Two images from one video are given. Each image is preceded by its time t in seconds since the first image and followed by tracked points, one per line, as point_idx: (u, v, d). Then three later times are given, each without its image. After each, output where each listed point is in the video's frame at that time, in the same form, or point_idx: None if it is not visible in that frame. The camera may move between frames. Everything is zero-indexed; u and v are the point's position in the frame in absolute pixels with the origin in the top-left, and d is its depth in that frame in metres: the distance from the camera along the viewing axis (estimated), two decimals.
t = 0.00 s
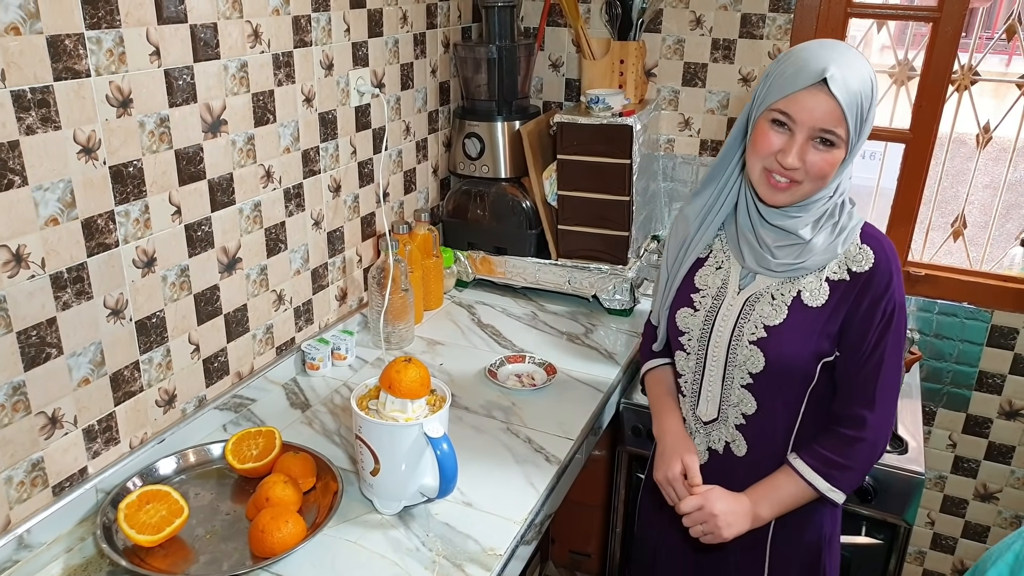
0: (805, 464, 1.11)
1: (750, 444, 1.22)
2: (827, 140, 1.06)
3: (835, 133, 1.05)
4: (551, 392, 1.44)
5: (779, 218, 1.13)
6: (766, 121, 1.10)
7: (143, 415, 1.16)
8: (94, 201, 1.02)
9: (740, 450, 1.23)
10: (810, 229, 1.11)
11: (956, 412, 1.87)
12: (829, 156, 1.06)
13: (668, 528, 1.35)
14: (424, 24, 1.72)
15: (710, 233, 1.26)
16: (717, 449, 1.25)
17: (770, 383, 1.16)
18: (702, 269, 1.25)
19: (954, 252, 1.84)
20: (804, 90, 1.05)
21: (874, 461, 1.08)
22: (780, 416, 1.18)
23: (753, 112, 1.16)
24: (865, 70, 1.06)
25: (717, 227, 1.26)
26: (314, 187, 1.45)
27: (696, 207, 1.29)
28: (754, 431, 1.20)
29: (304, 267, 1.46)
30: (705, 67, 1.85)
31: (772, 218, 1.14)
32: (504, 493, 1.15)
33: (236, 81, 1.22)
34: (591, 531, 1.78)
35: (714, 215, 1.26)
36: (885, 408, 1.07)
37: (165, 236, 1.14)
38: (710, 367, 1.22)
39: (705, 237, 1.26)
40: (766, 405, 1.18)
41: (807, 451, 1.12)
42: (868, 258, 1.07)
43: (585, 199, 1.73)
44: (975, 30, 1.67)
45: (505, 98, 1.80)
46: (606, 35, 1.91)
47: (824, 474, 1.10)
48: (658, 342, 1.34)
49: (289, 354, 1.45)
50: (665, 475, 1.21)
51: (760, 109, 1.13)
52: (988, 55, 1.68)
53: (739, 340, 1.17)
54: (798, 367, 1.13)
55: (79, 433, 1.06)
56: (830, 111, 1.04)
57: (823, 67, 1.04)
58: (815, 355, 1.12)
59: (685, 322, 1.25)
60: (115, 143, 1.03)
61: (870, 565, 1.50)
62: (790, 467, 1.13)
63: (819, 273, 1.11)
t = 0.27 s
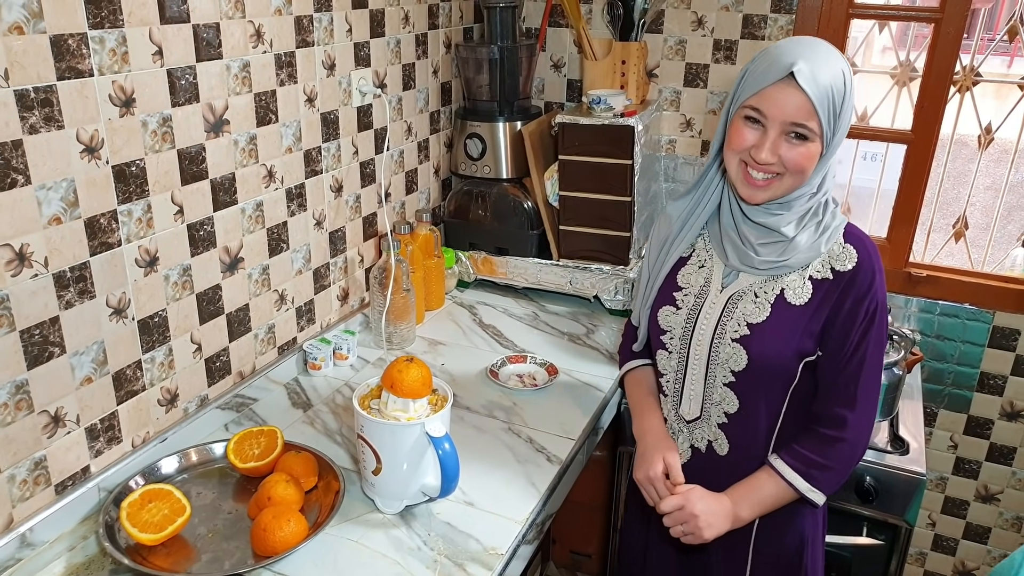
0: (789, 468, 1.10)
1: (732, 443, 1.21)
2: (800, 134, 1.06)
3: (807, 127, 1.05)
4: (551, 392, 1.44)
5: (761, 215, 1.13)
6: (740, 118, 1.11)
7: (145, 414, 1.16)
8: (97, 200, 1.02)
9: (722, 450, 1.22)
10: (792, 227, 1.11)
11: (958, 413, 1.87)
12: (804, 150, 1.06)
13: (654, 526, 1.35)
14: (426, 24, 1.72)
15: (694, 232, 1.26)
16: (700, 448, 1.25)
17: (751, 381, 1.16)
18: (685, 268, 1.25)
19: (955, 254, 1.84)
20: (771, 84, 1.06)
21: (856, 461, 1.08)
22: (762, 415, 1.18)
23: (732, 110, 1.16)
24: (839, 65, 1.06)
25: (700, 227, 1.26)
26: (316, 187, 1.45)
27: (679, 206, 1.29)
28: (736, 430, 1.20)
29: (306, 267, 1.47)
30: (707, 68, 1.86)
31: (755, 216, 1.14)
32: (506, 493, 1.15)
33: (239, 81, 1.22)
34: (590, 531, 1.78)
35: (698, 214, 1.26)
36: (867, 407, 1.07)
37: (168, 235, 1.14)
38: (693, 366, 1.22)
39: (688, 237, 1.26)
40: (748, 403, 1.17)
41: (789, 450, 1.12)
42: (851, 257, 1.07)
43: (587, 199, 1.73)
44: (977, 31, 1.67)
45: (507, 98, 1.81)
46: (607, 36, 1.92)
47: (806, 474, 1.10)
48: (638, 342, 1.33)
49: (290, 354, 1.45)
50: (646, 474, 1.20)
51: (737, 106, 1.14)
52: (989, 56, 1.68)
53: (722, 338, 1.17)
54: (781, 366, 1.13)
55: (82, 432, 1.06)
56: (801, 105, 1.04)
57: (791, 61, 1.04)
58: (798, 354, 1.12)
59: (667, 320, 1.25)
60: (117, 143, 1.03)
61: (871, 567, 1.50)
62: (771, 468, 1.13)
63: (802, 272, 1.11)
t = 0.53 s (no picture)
0: (779, 464, 1.11)
1: (721, 444, 1.20)
2: (791, 139, 1.05)
3: (798, 131, 1.04)
4: (552, 392, 1.44)
5: (749, 217, 1.12)
6: (731, 122, 1.09)
7: (148, 413, 1.16)
8: (100, 200, 1.02)
9: (712, 449, 1.21)
10: (780, 228, 1.10)
11: (959, 414, 1.87)
12: (795, 154, 1.05)
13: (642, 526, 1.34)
14: (428, 24, 1.72)
15: (680, 233, 1.24)
16: (690, 448, 1.24)
17: (741, 383, 1.15)
18: (672, 269, 1.24)
19: (957, 255, 1.84)
20: (764, 89, 1.05)
21: (846, 459, 1.09)
22: (751, 415, 1.17)
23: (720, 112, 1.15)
24: (829, 69, 1.05)
25: (687, 227, 1.24)
26: (318, 186, 1.45)
27: (665, 206, 1.27)
28: (725, 431, 1.19)
29: (308, 267, 1.47)
30: (709, 68, 1.86)
31: (742, 218, 1.13)
32: (508, 492, 1.16)
33: (242, 81, 1.22)
34: (592, 530, 1.78)
35: (684, 215, 1.24)
36: (855, 406, 1.08)
37: (171, 234, 1.15)
38: (681, 367, 1.21)
39: (674, 238, 1.25)
40: (737, 405, 1.17)
41: (780, 449, 1.12)
42: (839, 258, 1.07)
43: (589, 199, 1.73)
44: (979, 32, 1.67)
45: (509, 98, 1.81)
46: (610, 35, 1.92)
47: (798, 473, 1.10)
48: (626, 342, 1.32)
49: (293, 353, 1.45)
50: (638, 477, 1.20)
51: (726, 108, 1.12)
52: (992, 57, 1.68)
53: (710, 339, 1.16)
54: (770, 367, 1.12)
55: (85, 431, 1.06)
56: (793, 110, 1.03)
57: (782, 65, 1.03)
58: (786, 354, 1.11)
59: (655, 321, 1.23)
60: (121, 142, 1.03)
61: (872, 567, 1.50)
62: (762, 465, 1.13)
63: (790, 273, 1.10)
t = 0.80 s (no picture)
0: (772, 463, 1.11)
1: (712, 443, 1.20)
2: (772, 139, 1.05)
3: (778, 132, 1.04)
4: (550, 392, 1.44)
5: (736, 218, 1.12)
6: (711, 124, 1.09)
7: (144, 413, 1.16)
8: (96, 199, 1.02)
9: (703, 449, 1.21)
10: (768, 228, 1.10)
11: (955, 413, 1.87)
12: (777, 154, 1.05)
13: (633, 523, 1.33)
14: (426, 23, 1.72)
15: (668, 233, 1.24)
16: (680, 447, 1.23)
17: (731, 383, 1.15)
18: (661, 270, 1.23)
19: (953, 254, 1.84)
20: (739, 91, 1.05)
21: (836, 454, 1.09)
22: (742, 414, 1.17)
23: (702, 113, 1.15)
24: (808, 68, 1.05)
25: (675, 227, 1.24)
26: (315, 185, 1.45)
27: (651, 205, 1.27)
28: (716, 430, 1.19)
29: (305, 266, 1.46)
30: (707, 68, 1.85)
31: (730, 218, 1.13)
32: (505, 492, 1.15)
33: (239, 79, 1.22)
34: (589, 529, 1.78)
35: (672, 215, 1.23)
36: (844, 403, 1.08)
37: (167, 234, 1.14)
38: (671, 367, 1.20)
39: (662, 238, 1.24)
40: (727, 404, 1.17)
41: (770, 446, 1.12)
42: (826, 257, 1.07)
43: (587, 199, 1.73)
44: (975, 33, 1.67)
45: (507, 98, 1.80)
46: (607, 35, 1.91)
47: (789, 469, 1.10)
48: (615, 342, 1.31)
49: (290, 353, 1.45)
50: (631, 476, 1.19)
51: (708, 110, 1.12)
52: (988, 57, 1.68)
53: (701, 340, 1.16)
54: (759, 367, 1.12)
55: (80, 431, 1.06)
56: (772, 110, 1.03)
57: (759, 66, 1.03)
58: (776, 354, 1.11)
59: (645, 322, 1.23)
60: (117, 140, 1.03)
61: (869, 566, 1.50)
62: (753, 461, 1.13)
63: (779, 273, 1.10)
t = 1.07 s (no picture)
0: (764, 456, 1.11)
1: (706, 440, 1.20)
2: (764, 137, 1.06)
3: (771, 129, 1.05)
4: (548, 391, 1.44)
5: (725, 214, 1.13)
6: (703, 123, 1.10)
7: (142, 413, 1.16)
8: (94, 199, 1.02)
9: (696, 446, 1.20)
10: (756, 223, 1.11)
11: (953, 411, 1.87)
12: (769, 151, 1.06)
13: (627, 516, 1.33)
14: (423, 23, 1.72)
15: (656, 230, 1.24)
16: (673, 446, 1.23)
17: (724, 378, 1.14)
18: (650, 267, 1.23)
19: (951, 253, 1.84)
20: (733, 89, 1.05)
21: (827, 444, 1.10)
22: (735, 410, 1.16)
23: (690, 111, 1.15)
24: (798, 65, 1.06)
25: (663, 225, 1.24)
26: (313, 185, 1.45)
27: (638, 203, 1.26)
28: (709, 427, 1.19)
29: (303, 266, 1.47)
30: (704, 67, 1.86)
31: (720, 215, 1.14)
32: (503, 491, 1.16)
33: (236, 79, 1.22)
34: (587, 528, 1.78)
35: (660, 212, 1.24)
36: (834, 394, 1.09)
37: (165, 233, 1.14)
38: (664, 364, 1.20)
39: (651, 235, 1.24)
40: (720, 400, 1.16)
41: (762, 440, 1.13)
42: (814, 249, 1.08)
43: (585, 198, 1.73)
44: (972, 31, 1.67)
45: (504, 97, 1.80)
46: (604, 34, 1.92)
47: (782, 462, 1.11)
48: (605, 341, 1.31)
49: (288, 353, 1.45)
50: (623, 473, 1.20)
51: (697, 108, 1.13)
52: (985, 56, 1.68)
53: (693, 336, 1.15)
54: (750, 362, 1.13)
55: (79, 431, 1.06)
56: (765, 108, 1.04)
57: (752, 65, 1.04)
58: (766, 347, 1.12)
59: (636, 320, 1.23)
60: (115, 140, 1.03)
61: (867, 565, 1.50)
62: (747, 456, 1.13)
63: (768, 267, 1.11)
